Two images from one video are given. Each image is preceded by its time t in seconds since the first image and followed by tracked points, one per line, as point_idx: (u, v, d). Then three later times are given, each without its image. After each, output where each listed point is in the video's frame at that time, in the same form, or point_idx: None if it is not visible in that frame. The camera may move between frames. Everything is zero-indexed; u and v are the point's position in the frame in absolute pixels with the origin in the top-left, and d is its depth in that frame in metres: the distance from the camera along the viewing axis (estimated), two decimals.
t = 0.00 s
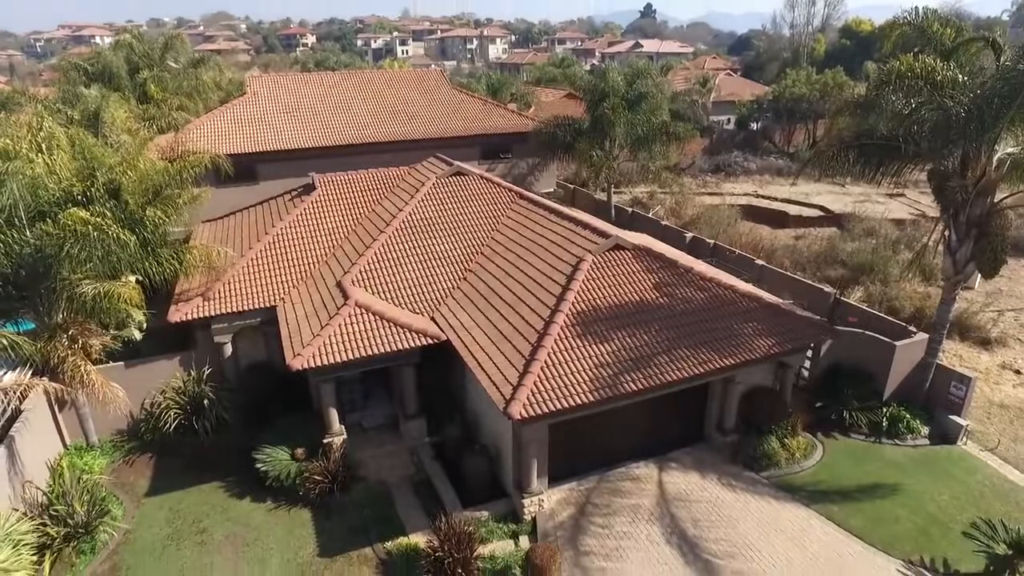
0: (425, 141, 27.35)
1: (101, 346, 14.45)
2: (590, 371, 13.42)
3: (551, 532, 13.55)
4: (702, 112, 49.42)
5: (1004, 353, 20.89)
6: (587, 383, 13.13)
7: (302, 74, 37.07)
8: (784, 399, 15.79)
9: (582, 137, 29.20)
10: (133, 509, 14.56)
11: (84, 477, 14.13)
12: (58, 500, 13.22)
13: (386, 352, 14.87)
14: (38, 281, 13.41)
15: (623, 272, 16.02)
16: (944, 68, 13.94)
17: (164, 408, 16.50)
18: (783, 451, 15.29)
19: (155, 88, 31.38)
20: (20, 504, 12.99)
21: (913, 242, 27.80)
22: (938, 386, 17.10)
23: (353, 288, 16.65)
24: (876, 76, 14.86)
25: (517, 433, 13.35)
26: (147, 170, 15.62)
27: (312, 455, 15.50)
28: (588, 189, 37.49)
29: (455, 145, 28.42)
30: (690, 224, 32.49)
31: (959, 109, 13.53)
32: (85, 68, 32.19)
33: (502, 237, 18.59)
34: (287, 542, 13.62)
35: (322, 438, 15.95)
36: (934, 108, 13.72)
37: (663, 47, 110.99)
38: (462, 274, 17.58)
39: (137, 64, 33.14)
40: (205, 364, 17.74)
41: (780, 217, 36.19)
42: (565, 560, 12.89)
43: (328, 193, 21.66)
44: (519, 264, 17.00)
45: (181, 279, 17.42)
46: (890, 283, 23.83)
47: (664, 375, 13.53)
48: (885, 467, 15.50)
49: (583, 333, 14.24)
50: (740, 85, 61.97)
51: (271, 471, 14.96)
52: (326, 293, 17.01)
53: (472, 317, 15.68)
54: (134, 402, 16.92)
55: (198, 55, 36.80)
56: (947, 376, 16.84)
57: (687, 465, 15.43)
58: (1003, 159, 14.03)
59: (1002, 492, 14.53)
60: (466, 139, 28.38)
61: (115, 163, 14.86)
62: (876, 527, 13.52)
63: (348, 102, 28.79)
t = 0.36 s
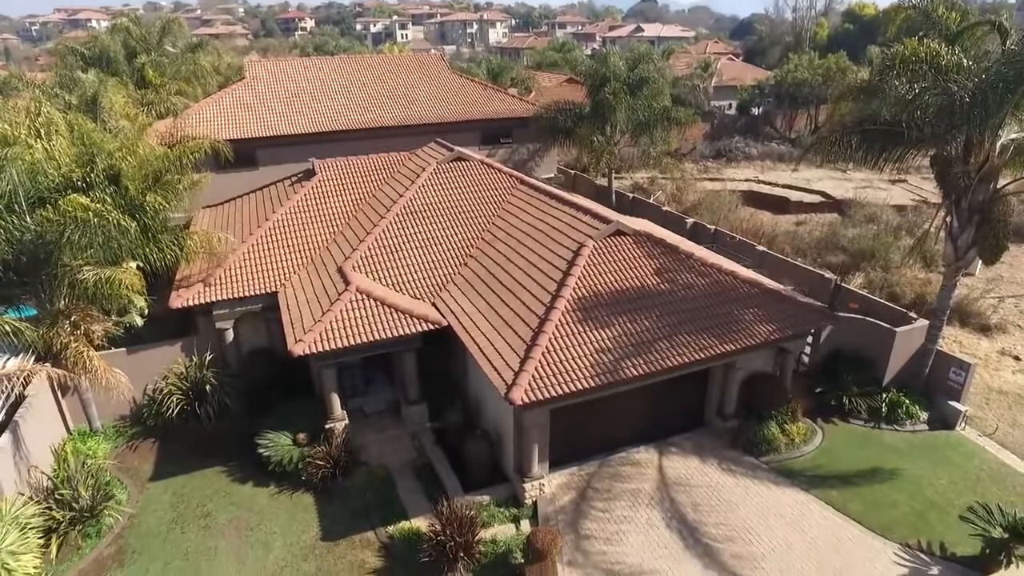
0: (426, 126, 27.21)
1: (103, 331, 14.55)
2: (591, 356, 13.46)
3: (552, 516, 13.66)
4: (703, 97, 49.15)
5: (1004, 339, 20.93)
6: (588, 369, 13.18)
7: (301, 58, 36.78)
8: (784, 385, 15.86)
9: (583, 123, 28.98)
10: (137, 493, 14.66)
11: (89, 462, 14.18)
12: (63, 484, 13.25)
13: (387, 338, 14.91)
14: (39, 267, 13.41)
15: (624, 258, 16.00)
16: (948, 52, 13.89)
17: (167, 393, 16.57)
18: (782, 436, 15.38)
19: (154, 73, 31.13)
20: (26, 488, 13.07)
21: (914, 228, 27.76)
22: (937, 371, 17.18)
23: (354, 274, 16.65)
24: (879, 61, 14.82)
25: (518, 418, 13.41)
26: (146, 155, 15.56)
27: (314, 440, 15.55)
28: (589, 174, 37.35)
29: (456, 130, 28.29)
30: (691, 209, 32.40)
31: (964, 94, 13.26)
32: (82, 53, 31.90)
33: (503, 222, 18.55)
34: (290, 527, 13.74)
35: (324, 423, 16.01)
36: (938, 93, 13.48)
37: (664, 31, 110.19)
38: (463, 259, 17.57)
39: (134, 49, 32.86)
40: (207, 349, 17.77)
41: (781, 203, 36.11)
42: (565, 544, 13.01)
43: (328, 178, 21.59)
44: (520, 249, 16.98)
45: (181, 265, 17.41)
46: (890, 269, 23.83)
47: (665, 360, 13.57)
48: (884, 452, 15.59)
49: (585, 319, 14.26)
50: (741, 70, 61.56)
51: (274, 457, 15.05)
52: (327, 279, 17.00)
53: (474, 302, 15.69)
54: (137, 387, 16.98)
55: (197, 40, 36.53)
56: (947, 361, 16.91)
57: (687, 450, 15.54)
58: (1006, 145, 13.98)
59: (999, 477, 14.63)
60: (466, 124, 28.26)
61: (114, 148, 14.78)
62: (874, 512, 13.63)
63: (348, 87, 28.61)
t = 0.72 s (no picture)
0: (426, 111, 27.06)
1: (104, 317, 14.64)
2: (593, 342, 13.50)
3: (553, 500, 13.78)
4: (705, 82, 48.85)
5: (1004, 326, 20.97)
6: (589, 354, 13.22)
7: (299, 42, 36.46)
8: (784, 370, 15.91)
9: (584, 108, 28.66)
10: (141, 478, 14.76)
11: (93, 447, 14.31)
12: (68, 469, 13.40)
13: (389, 324, 14.93)
14: (40, 254, 13.42)
15: (626, 243, 15.99)
16: (954, 37, 13.70)
17: (169, 379, 16.63)
18: (782, 422, 15.46)
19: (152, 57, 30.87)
20: (31, 473, 13.19)
21: (916, 214, 27.71)
22: (938, 357, 17.21)
23: (355, 260, 16.64)
24: (884, 45, 14.64)
25: (519, 403, 13.48)
26: (146, 140, 15.52)
27: (317, 426, 15.59)
28: (590, 159, 37.18)
29: (456, 115, 28.14)
30: (692, 195, 32.31)
31: (968, 79, 13.27)
32: (79, 37, 31.57)
33: (504, 207, 18.51)
34: (293, 511, 13.84)
35: (326, 408, 16.07)
36: (942, 78, 13.50)
37: (666, 15, 109.22)
38: (464, 245, 17.55)
39: (132, 33, 32.55)
40: (209, 335, 17.80)
41: (782, 188, 36.00)
42: (566, 527, 13.13)
43: (329, 163, 21.50)
44: (521, 235, 16.96)
45: (183, 251, 17.41)
46: (891, 255, 23.81)
47: (666, 346, 13.62)
48: (883, 437, 15.68)
49: (586, 304, 14.28)
50: (744, 54, 61.11)
51: (276, 442, 15.13)
52: (328, 265, 17.00)
53: (475, 288, 15.70)
54: (139, 373, 17.05)
55: (195, 24, 36.18)
56: (948, 347, 16.93)
57: (688, 435, 15.63)
58: (1010, 131, 13.83)
59: (997, 462, 14.73)
60: (467, 109, 28.09)
61: (114, 134, 14.72)
62: (873, 496, 13.74)
63: (348, 72, 28.42)
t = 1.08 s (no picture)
0: (427, 95, 26.89)
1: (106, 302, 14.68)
2: (594, 327, 13.53)
3: (554, 484, 13.88)
4: (707, 65, 48.61)
5: (1005, 311, 21.00)
6: (590, 339, 13.25)
7: (298, 25, 36.08)
8: (785, 355, 15.96)
9: (585, 92, 28.51)
10: (145, 462, 14.86)
11: (97, 431, 14.22)
12: (73, 453, 13.36)
13: (390, 309, 14.94)
14: (41, 239, 13.27)
15: (627, 229, 15.96)
16: (960, 19, 13.55)
17: (171, 364, 16.70)
18: (782, 406, 15.54)
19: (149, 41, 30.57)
20: (36, 456, 13.28)
21: (918, 199, 27.62)
22: (938, 343, 17.22)
23: (356, 245, 16.61)
24: (888, 29, 14.51)
25: (521, 387, 13.54)
26: (145, 125, 15.43)
27: (319, 410, 15.66)
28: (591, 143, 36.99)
29: (457, 99, 27.96)
30: (694, 179, 32.21)
31: (974, 62, 13.30)
32: (75, 19, 31.20)
33: (505, 192, 18.45)
34: (296, 495, 13.95)
35: (328, 392, 16.14)
36: (948, 62, 13.57)
37: None
38: (465, 230, 17.52)
39: (129, 16, 32.18)
40: (211, 320, 17.83)
41: (784, 173, 35.89)
42: (567, 511, 13.24)
43: (329, 148, 21.40)
44: (522, 220, 16.92)
45: (183, 236, 17.38)
46: (893, 241, 23.78)
47: (667, 331, 13.64)
48: (883, 422, 15.76)
49: (587, 289, 14.29)
50: (746, 38, 60.65)
51: (278, 426, 15.19)
52: (329, 250, 16.98)
53: (477, 273, 15.69)
54: (142, 358, 17.08)
55: (192, 6, 35.78)
56: (948, 333, 16.95)
57: (688, 420, 15.71)
58: (1014, 116, 13.67)
59: (996, 447, 14.82)
60: (467, 93, 27.90)
61: (113, 118, 14.58)
62: (871, 480, 13.84)
63: (348, 56, 28.20)
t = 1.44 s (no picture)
0: (426, 81, 26.71)
1: (108, 289, 14.65)
2: (594, 313, 13.54)
3: (554, 469, 13.96)
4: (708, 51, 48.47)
5: (1005, 298, 21.01)
6: (591, 325, 13.26)
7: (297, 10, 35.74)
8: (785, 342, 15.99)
9: (586, 77, 28.33)
10: (147, 448, 14.94)
11: (99, 418, 14.35)
12: (76, 439, 13.47)
13: (391, 295, 14.94)
14: (42, 225, 13.28)
15: (628, 215, 15.92)
16: (965, 4, 13.49)
17: (173, 350, 16.75)
18: (782, 393, 15.60)
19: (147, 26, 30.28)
20: (40, 442, 13.38)
21: (919, 186, 27.54)
22: (938, 329, 17.24)
23: (357, 231, 16.58)
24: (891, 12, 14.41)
25: (521, 374, 13.57)
26: (144, 110, 15.32)
27: (320, 396, 15.72)
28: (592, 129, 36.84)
29: (457, 85, 27.80)
30: (695, 166, 32.11)
31: (979, 47, 13.14)
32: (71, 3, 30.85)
33: (506, 179, 18.39)
34: (298, 480, 14.04)
35: (329, 378, 16.17)
36: (954, 47, 13.42)
37: None
38: (465, 217, 17.48)
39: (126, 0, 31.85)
40: (212, 307, 17.85)
41: (786, 160, 35.79)
42: (567, 496, 13.34)
43: (329, 134, 21.30)
44: (523, 206, 16.87)
45: (184, 222, 17.35)
46: (894, 228, 23.74)
47: (667, 317, 13.65)
48: (882, 408, 15.83)
49: (588, 276, 14.28)
50: (748, 23, 60.23)
51: (280, 412, 15.25)
52: (330, 236, 16.95)
53: (477, 259, 15.68)
54: (143, 345, 17.12)
55: None
56: (948, 320, 16.95)
57: (688, 406, 15.78)
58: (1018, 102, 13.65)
59: (994, 434, 14.89)
60: (467, 79, 27.71)
61: (111, 104, 14.48)
62: (870, 466, 13.92)
63: (347, 41, 27.99)
